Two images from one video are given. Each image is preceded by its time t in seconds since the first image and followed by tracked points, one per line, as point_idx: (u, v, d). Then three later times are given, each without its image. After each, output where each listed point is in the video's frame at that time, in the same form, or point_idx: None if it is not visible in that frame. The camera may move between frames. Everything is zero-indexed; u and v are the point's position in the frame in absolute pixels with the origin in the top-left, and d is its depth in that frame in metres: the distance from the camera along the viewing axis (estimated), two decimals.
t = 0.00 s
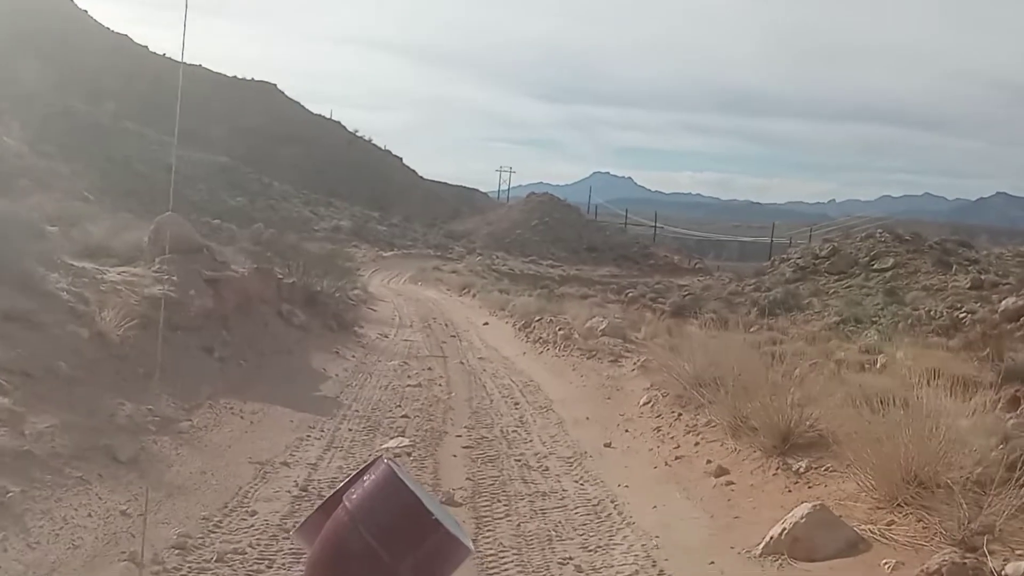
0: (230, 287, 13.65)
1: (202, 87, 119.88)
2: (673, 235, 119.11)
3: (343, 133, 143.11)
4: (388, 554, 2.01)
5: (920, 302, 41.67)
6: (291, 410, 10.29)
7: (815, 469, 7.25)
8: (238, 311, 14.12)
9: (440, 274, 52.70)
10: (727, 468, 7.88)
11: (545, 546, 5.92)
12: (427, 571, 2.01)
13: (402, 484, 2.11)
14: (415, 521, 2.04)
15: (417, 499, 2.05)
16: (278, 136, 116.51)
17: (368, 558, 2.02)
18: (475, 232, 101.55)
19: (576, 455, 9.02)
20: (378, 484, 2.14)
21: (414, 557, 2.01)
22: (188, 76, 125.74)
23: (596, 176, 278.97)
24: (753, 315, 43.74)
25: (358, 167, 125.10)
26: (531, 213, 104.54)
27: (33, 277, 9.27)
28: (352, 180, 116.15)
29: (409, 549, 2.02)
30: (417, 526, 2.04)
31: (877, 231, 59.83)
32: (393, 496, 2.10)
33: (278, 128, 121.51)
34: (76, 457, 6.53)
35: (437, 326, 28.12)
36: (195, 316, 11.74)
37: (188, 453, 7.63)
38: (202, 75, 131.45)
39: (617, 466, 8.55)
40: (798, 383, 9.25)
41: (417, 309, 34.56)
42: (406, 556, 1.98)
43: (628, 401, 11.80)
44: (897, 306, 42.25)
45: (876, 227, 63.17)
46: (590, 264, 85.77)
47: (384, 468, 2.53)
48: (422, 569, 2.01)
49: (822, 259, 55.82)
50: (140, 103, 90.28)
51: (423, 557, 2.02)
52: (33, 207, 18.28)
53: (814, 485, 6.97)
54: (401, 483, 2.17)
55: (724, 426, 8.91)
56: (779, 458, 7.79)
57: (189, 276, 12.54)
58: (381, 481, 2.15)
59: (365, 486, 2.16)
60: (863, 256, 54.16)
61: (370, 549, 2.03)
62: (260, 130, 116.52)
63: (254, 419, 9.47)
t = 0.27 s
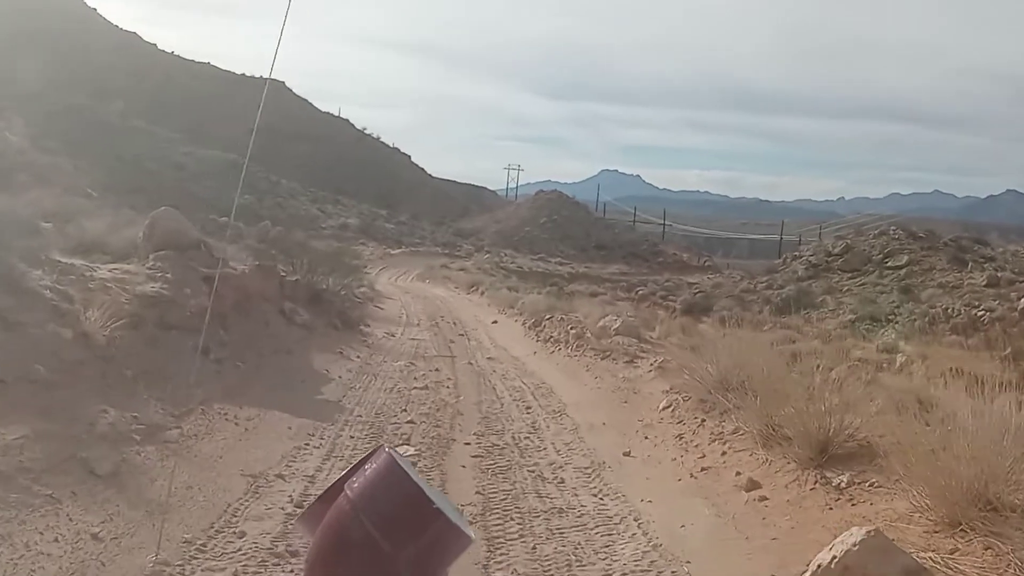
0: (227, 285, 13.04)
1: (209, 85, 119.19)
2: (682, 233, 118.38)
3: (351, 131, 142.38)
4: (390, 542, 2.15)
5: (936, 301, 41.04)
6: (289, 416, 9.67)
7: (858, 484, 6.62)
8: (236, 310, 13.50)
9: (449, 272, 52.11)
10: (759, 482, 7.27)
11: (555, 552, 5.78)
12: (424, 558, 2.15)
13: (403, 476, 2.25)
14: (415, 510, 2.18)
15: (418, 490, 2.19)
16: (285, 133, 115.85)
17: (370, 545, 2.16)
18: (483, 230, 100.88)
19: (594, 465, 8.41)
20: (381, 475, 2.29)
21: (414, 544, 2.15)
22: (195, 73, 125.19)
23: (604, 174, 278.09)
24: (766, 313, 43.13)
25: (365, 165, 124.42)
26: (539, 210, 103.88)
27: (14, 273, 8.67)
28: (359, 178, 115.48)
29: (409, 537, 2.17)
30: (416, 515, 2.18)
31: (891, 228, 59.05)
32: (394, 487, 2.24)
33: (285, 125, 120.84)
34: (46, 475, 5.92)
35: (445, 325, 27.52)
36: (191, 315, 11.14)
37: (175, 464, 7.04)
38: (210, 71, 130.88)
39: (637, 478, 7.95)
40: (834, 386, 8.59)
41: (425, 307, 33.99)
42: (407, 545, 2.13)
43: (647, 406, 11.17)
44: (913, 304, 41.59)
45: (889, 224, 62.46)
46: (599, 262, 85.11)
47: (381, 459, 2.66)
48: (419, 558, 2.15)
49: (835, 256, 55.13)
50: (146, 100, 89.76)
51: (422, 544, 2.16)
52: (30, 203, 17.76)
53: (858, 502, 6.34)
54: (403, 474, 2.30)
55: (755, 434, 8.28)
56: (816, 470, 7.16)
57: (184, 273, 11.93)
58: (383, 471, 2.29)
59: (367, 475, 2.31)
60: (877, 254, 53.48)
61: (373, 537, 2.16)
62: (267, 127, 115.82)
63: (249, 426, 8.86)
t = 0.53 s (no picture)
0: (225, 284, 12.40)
1: (215, 84, 118.54)
2: (691, 232, 117.57)
3: (358, 130, 141.71)
4: (389, 544, 2.05)
5: (953, 301, 40.32)
6: (287, 425, 9.03)
7: (914, 507, 5.97)
8: (235, 311, 12.86)
9: (456, 271, 51.48)
10: (798, 501, 6.66)
11: (568, 566, 5.48)
12: (425, 559, 2.05)
13: (400, 475, 2.12)
14: (414, 511, 2.06)
15: (416, 490, 2.06)
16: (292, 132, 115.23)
17: (367, 546, 2.05)
18: (491, 229, 100.22)
19: (615, 480, 7.77)
20: (378, 472, 2.15)
21: (414, 546, 2.05)
22: (202, 71, 124.65)
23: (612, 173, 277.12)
24: (780, 313, 42.46)
25: (373, 164, 123.77)
26: (548, 209, 103.21)
27: None
28: (367, 177, 114.86)
29: (409, 535, 2.06)
30: (415, 514, 2.07)
31: (906, 227, 58.28)
32: (391, 485, 2.12)
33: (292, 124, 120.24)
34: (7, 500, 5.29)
35: (453, 325, 26.92)
36: (186, 316, 10.50)
37: (159, 483, 6.43)
38: (216, 70, 130.34)
39: (663, 496, 7.32)
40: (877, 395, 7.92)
41: (433, 307, 33.37)
42: (408, 546, 2.03)
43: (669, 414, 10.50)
44: (929, 304, 40.87)
45: (903, 224, 61.66)
46: (607, 261, 84.36)
47: (382, 449, 2.53)
48: (418, 558, 2.05)
49: (848, 256, 54.37)
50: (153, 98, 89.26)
51: (423, 544, 2.06)
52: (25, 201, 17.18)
53: (916, 529, 5.71)
54: (403, 470, 2.18)
55: (790, 448, 7.67)
56: (862, 490, 6.51)
57: (179, 271, 11.30)
58: (379, 469, 2.15)
59: (364, 472, 2.17)
60: (891, 253, 52.72)
61: (369, 538, 2.05)
62: (274, 126, 115.22)
63: (244, 438, 8.24)
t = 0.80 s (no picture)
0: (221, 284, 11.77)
1: (222, 81, 117.96)
2: (700, 231, 116.85)
3: (365, 128, 141.15)
4: (391, 533, 1.93)
5: (969, 302, 39.65)
6: (285, 436, 8.42)
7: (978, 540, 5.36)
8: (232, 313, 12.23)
9: (463, 270, 50.90)
10: (844, 528, 6.07)
11: None
12: (423, 549, 1.94)
13: (401, 463, 1.99)
14: (414, 500, 1.94)
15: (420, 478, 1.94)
16: (299, 131, 114.71)
17: (367, 537, 1.93)
18: (498, 228, 99.65)
19: (639, 501, 7.16)
20: (379, 459, 2.02)
21: (416, 535, 1.93)
22: (208, 69, 124.13)
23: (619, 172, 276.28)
24: (792, 314, 41.80)
25: (380, 162, 123.20)
26: (555, 208, 102.60)
27: None
28: (373, 176, 114.32)
29: (409, 526, 1.94)
30: (415, 505, 1.94)
31: (919, 227, 57.54)
32: (391, 475, 1.99)
33: (299, 123, 119.73)
34: None
35: (460, 326, 26.35)
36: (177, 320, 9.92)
37: (139, 510, 5.82)
38: (222, 68, 129.84)
39: (693, 521, 6.70)
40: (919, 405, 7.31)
41: (440, 307, 32.79)
42: (411, 537, 1.91)
43: (689, 424, 9.88)
44: (943, 305, 40.22)
45: (915, 223, 60.94)
46: (615, 261, 83.73)
47: (384, 438, 2.40)
48: (418, 548, 1.94)
49: (860, 255, 53.68)
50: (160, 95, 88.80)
51: (424, 535, 1.94)
52: (19, 198, 16.66)
53: (986, 565, 5.11)
54: (404, 460, 2.05)
55: (828, 466, 7.06)
56: (915, 516, 5.91)
57: (172, 272, 10.68)
58: (380, 457, 2.02)
59: (363, 461, 2.04)
60: (903, 253, 52.03)
61: (370, 529, 1.93)
62: (280, 124, 114.72)
63: (239, 453, 7.62)
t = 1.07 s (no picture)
0: (213, 286, 11.14)
1: (227, 82, 117.53)
2: (708, 232, 116.13)
3: (371, 130, 140.69)
4: (385, 544, 1.53)
5: (984, 303, 38.94)
6: (272, 451, 7.80)
7: None
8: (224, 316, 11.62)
9: (470, 271, 50.30)
10: (890, 558, 5.43)
11: None
12: (417, 558, 1.54)
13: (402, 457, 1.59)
14: (409, 500, 1.55)
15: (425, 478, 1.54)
16: (304, 131, 114.25)
17: (357, 550, 1.53)
18: (505, 229, 99.08)
19: (655, 523, 6.53)
20: (374, 457, 1.62)
21: (410, 548, 1.54)
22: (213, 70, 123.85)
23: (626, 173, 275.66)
24: (802, 316, 41.12)
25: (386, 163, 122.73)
26: (562, 209, 102.00)
27: None
28: (380, 177, 113.82)
29: (405, 533, 1.54)
30: (411, 506, 1.55)
31: (930, 227, 56.76)
32: (384, 471, 1.59)
33: (305, 124, 119.26)
34: None
35: (466, 328, 25.73)
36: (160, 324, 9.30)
37: (100, 539, 5.22)
38: (228, 68, 129.54)
39: (718, 547, 6.08)
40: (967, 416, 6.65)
41: (445, 308, 32.19)
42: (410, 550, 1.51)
43: (709, 436, 9.23)
44: (958, 306, 39.50)
45: (927, 224, 60.19)
46: (623, 262, 83.11)
47: (384, 437, 2.00)
48: (411, 563, 1.54)
49: (871, 256, 52.96)
50: (165, 96, 88.46)
51: (421, 545, 1.55)
52: (8, 197, 16.10)
53: None
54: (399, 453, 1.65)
55: (866, 486, 6.40)
56: (972, 548, 5.26)
57: (158, 273, 10.07)
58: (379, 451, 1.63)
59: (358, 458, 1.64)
60: (915, 253, 51.31)
61: (360, 534, 1.53)
62: (286, 125, 114.30)
63: (220, 471, 7.00)
